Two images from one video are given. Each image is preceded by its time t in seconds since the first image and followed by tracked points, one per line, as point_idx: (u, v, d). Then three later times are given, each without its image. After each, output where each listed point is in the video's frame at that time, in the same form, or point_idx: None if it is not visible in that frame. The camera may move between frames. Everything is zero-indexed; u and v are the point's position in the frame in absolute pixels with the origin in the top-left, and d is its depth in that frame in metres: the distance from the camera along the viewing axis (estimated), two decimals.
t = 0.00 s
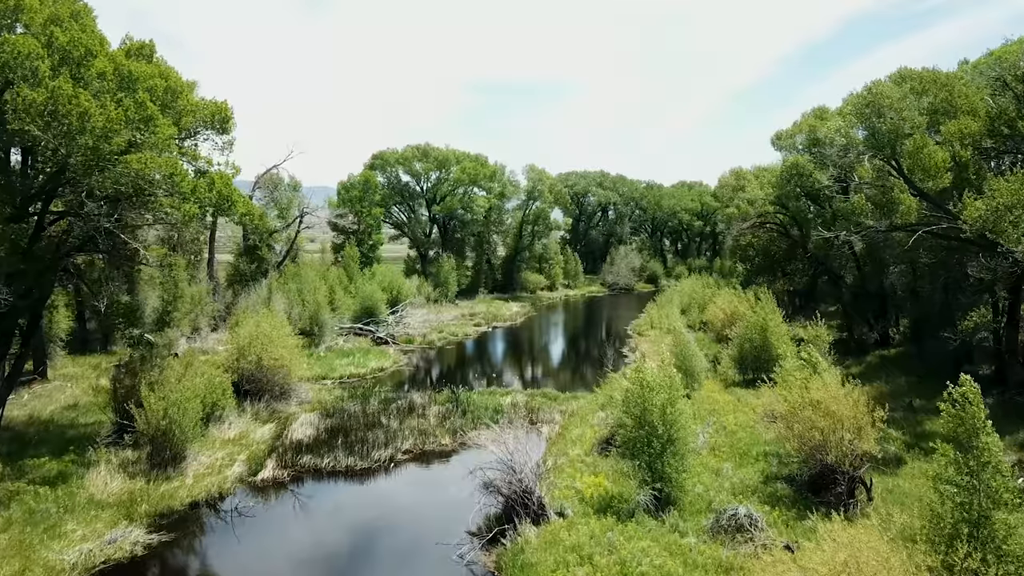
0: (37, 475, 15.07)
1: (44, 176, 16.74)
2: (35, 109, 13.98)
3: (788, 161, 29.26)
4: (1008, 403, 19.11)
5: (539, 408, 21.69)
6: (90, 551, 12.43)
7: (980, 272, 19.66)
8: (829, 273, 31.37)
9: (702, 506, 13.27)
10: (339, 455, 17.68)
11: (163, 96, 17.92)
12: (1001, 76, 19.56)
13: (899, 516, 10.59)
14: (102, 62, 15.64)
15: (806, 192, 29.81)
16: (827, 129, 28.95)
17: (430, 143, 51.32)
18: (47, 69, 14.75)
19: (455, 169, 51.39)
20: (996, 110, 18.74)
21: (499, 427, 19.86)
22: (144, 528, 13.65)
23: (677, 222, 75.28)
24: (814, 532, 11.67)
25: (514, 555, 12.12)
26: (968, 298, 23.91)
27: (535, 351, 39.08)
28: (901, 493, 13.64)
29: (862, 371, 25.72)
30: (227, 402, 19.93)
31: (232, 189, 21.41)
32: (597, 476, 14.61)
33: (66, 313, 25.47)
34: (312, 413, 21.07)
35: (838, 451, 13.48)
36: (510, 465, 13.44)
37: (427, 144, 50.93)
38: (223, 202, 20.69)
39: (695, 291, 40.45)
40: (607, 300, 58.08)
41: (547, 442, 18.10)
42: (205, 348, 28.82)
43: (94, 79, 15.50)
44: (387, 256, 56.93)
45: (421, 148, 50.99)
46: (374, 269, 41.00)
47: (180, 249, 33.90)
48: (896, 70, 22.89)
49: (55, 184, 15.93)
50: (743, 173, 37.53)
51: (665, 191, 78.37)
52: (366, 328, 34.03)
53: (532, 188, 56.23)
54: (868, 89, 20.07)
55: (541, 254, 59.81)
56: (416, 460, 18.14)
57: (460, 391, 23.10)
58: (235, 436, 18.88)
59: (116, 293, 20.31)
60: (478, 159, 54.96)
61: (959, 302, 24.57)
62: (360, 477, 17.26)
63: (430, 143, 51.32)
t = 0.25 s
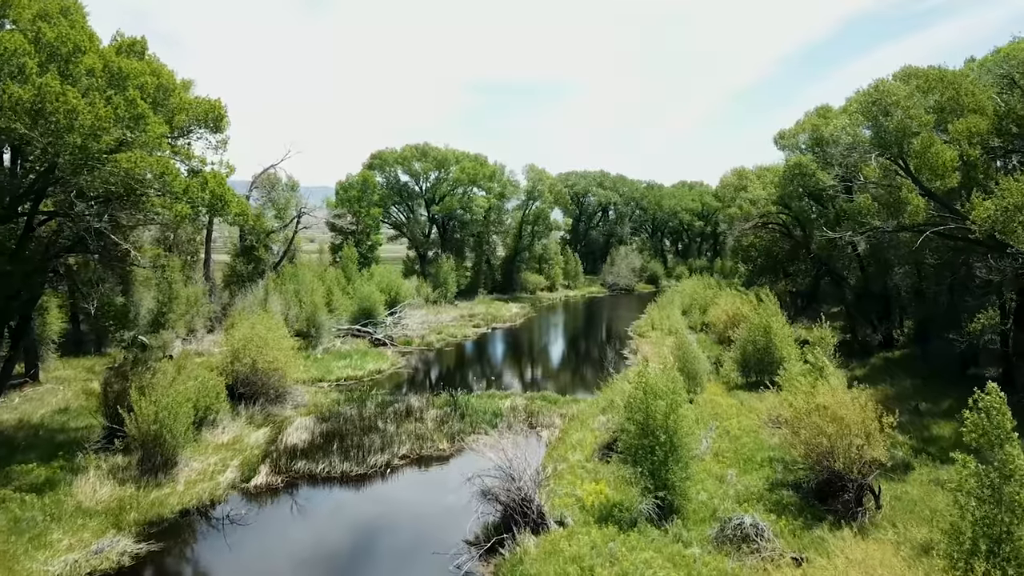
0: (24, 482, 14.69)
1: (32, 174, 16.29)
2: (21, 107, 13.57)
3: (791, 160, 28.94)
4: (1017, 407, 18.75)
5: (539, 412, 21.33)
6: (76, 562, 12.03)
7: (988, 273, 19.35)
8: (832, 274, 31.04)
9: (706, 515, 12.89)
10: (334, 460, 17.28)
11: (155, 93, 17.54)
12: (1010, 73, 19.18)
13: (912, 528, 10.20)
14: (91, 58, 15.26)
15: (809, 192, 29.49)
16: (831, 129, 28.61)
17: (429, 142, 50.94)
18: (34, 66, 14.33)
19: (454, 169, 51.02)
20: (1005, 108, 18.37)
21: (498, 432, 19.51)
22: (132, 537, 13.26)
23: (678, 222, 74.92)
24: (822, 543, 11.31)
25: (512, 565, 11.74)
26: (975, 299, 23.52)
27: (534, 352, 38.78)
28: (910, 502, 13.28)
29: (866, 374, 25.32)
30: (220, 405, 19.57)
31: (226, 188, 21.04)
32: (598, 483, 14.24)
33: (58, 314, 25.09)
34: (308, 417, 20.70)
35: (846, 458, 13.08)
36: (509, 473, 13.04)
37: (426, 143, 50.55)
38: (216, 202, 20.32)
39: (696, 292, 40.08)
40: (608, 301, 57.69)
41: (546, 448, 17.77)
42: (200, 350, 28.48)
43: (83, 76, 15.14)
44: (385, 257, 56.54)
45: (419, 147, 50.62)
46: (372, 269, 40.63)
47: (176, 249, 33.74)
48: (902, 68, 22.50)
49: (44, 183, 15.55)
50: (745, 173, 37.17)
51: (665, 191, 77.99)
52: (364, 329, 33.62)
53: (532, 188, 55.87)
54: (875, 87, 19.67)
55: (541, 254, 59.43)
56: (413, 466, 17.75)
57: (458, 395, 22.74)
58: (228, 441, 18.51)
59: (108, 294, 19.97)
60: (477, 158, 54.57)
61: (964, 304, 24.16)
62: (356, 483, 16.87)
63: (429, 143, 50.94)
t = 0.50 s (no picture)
0: (8, 490, 14.27)
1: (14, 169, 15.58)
2: (4, 104, 13.10)
3: (794, 160, 28.62)
4: None
5: (538, 416, 20.92)
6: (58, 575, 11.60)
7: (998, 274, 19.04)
8: (835, 275, 30.60)
9: (711, 525, 12.47)
10: (329, 467, 16.85)
11: (144, 91, 17.13)
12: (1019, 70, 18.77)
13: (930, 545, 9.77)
14: (78, 55, 14.85)
15: (812, 192, 29.17)
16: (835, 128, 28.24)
17: (428, 142, 50.49)
18: (18, 62, 13.84)
19: (452, 169, 50.60)
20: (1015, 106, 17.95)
21: (496, 439, 19.10)
22: (118, 548, 12.82)
23: (679, 222, 74.49)
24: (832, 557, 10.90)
25: None
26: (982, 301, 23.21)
27: (534, 353, 38.40)
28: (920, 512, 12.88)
29: (871, 378, 24.89)
30: (212, 410, 19.15)
31: (220, 188, 20.63)
32: (600, 492, 13.83)
33: (49, 316, 24.65)
34: (302, 421, 20.27)
35: (854, 466, 12.63)
36: (507, 482, 12.60)
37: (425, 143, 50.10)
38: (208, 203, 19.91)
39: (697, 292, 39.66)
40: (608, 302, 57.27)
41: (545, 457, 17.37)
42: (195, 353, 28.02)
43: (69, 72, 14.73)
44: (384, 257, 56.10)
45: (418, 147, 50.17)
46: (370, 270, 40.21)
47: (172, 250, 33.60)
48: (908, 65, 22.08)
49: (30, 182, 15.14)
50: (747, 172, 36.73)
51: (666, 191, 77.55)
52: (361, 331, 33.17)
53: (532, 188, 55.43)
54: (882, 85, 19.23)
55: (540, 255, 59.02)
56: (409, 472, 17.32)
57: (456, 399, 22.32)
58: (221, 447, 18.10)
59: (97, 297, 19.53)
60: (476, 158, 54.15)
61: (971, 306, 23.69)
62: (351, 491, 16.43)
63: (428, 142, 50.49)
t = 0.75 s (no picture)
0: None
1: None
2: None
3: (799, 159, 28.26)
4: None
5: (537, 421, 20.51)
6: None
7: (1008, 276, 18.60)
8: (839, 276, 30.07)
9: (716, 537, 12.03)
10: (322, 475, 16.41)
11: (132, 88, 16.78)
12: None
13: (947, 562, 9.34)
14: (64, 51, 14.53)
15: (816, 191, 28.81)
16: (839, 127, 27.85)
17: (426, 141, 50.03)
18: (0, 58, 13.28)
19: (451, 169, 50.18)
20: None
21: (493, 446, 18.67)
22: (102, 561, 12.37)
23: (680, 222, 74.05)
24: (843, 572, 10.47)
25: None
26: (989, 303, 22.81)
27: (534, 354, 37.96)
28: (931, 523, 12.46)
29: (877, 381, 24.45)
30: (204, 415, 18.70)
31: (213, 188, 20.22)
32: (601, 502, 13.40)
33: (39, 318, 24.17)
34: (296, 426, 19.83)
35: (864, 476, 12.19)
36: (505, 493, 12.16)
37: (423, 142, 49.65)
38: (199, 203, 19.47)
39: (698, 293, 39.23)
40: (608, 303, 56.82)
41: (544, 465, 16.95)
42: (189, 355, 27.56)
43: (54, 69, 14.42)
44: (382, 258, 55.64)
45: (416, 146, 49.73)
46: (368, 271, 39.77)
47: (166, 251, 33.09)
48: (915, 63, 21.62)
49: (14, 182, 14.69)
50: (749, 172, 36.27)
51: (666, 191, 77.11)
52: (358, 333, 32.69)
53: (531, 188, 54.98)
54: (889, 82, 18.77)
55: (540, 255, 58.57)
56: (405, 480, 16.88)
57: (453, 403, 21.90)
58: (212, 453, 17.66)
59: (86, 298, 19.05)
60: (475, 158, 53.71)
61: (979, 308, 23.25)
62: (345, 499, 15.98)
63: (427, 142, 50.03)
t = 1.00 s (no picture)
0: None
1: None
2: None
3: (802, 159, 27.91)
4: None
5: (536, 427, 20.09)
6: None
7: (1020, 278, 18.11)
8: (843, 278, 29.71)
9: (721, 551, 11.60)
10: (315, 483, 15.95)
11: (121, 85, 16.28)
12: None
13: None
14: (48, 47, 14.05)
15: (819, 192, 28.52)
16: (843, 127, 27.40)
17: (425, 141, 49.55)
18: None
19: (450, 168, 49.73)
20: None
21: (491, 454, 18.21)
22: None
23: (680, 222, 73.65)
24: None
25: None
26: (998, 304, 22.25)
27: (534, 356, 37.51)
28: (945, 537, 12.03)
29: (883, 385, 23.97)
30: (195, 421, 18.27)
31: (205, 188, 19.78)
32: (601, 514, 12.99)
33: (28, 321, 23.69)
34: (290, 432, 19.39)
35: (875, 487, 11.76)
36: (502, 504, 11.76)
37: (422, 142, 49.18)
38: (189, 203, 19.02)
39: (699, 295, 38.77)
40: (608, 304, 56.37)
41: (543, 474, 16.49)
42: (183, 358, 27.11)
43: (38, 65, 13.93)
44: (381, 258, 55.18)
45: (415, 146, 49.27)
46: (365, 272, 39.31)
47: (161, 252, 32.72)
48: (922, 60, 21.19)
49: None
50: (752, 172, 35.80)
51: (667, 191, 76.67)
52: (355, 335, 32.22)
53: (531, 188, 54.51)
54: (896, 79, 18.33)
55: (540, 256, 58.16)
56: (401, 488, 16.43)
57: (451, 407, 21.47)
58: (203, 460, 17.22)
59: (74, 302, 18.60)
60: (475, 158, 53.28)
61: (987, 310, 22.75)
62: (338, 508, 15.53)
63: (425, 141, 49.55)
